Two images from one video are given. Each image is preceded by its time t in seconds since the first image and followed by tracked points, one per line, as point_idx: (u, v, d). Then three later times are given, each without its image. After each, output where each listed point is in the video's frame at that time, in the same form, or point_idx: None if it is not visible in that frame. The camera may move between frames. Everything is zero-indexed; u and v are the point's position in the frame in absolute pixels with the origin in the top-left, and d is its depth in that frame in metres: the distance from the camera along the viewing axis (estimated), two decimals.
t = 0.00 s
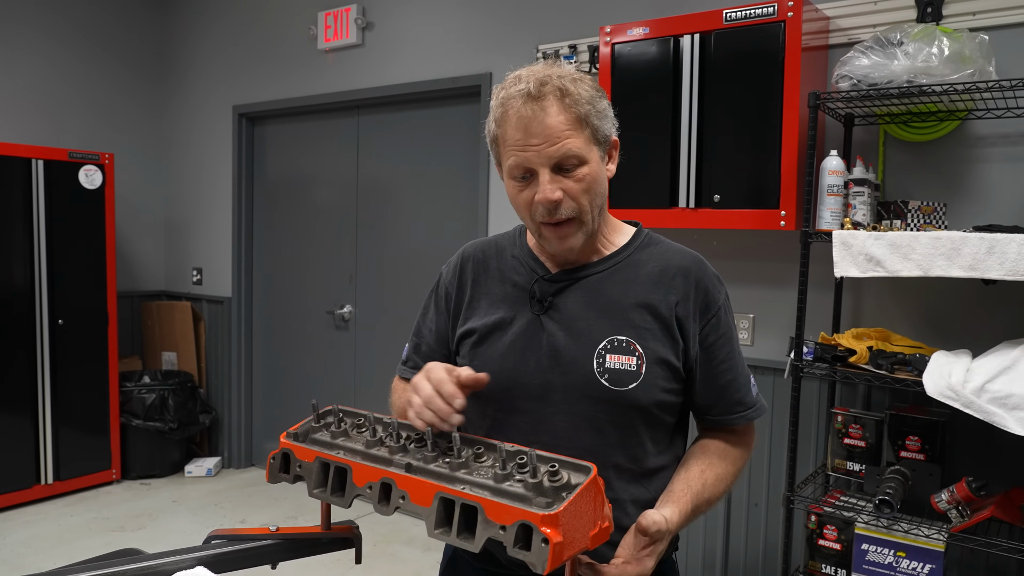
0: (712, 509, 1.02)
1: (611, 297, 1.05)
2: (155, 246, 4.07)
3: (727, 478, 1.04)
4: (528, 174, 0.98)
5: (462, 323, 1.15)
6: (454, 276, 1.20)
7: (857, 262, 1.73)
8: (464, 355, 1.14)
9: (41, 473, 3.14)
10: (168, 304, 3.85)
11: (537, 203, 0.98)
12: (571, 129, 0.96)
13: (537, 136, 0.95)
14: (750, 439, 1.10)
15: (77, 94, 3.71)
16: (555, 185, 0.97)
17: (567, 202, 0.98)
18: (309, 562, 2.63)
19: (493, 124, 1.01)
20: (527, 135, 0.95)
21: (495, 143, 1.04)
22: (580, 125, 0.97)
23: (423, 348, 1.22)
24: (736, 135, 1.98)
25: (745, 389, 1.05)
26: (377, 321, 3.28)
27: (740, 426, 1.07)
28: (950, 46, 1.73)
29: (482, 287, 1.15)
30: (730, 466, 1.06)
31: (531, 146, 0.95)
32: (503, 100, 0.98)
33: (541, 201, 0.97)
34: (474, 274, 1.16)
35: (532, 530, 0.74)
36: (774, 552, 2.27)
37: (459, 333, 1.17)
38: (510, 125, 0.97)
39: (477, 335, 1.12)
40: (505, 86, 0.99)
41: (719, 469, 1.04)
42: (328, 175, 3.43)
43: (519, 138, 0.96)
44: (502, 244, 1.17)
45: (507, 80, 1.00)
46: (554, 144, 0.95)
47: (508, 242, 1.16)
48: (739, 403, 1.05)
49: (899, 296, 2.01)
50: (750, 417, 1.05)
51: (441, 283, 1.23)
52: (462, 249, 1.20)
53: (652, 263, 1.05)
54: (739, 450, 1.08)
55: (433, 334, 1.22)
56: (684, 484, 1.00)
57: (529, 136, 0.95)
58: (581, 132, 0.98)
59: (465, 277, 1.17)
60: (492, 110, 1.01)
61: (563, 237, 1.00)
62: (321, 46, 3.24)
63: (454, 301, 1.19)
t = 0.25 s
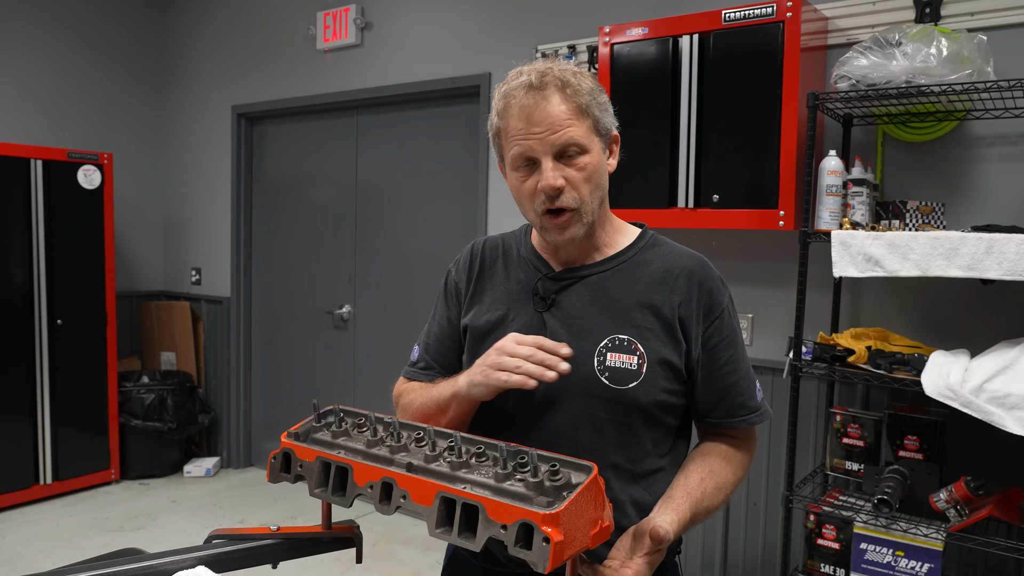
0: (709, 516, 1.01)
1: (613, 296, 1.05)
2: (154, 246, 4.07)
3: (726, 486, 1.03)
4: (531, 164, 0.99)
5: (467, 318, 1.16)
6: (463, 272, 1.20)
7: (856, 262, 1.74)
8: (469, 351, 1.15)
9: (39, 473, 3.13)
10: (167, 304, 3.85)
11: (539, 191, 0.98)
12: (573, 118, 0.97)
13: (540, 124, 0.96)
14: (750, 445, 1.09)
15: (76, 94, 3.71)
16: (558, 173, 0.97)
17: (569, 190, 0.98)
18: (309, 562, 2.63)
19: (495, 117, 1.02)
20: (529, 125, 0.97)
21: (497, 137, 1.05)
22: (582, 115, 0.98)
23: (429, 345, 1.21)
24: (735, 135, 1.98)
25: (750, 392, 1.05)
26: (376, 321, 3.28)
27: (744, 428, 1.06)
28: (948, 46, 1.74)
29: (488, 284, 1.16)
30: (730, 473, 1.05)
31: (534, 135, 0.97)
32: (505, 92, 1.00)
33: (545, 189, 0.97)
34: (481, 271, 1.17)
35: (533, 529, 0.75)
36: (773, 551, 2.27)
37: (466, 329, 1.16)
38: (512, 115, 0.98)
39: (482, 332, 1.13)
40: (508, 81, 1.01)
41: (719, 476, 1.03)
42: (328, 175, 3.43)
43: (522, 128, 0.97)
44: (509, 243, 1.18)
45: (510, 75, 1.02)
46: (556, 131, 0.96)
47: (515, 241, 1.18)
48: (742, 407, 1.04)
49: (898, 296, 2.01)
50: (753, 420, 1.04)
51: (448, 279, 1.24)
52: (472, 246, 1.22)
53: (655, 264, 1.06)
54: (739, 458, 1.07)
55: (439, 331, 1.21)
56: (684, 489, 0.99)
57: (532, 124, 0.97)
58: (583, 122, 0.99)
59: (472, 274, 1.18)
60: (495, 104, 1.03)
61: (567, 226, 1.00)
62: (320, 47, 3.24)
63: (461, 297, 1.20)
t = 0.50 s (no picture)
0: (717, 521, 1.00)
1: (618, 296, 1.05)
2: (153, 246, 4.06)
3: (735, 491, 1.02)
4: (542, 164, 1.00)
5: (473, 315, 1.16)
6: (471, 268, 1.21)
7: (856, 262, 1.74)
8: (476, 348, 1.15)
9: (38, 474, 3.13)
10: (166, 304, 3.84)
11: (550, 190, 0.99)
12: (583, 117, 0.98)
13: (551, 123, 0.97)
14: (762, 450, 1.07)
15: (74, 94, 3.70)
16: (569, 171, 0.98)
17: (580, 189, 0.99)
18: (308, 562, 2.63)
19: (503, 117, 1.02)
20: (540, 124, 0.97)
21: (505, 137, 1.05)
22: (591, 114, 0.99)
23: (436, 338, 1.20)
24: (735, 136, 1.98)
25: (757, 395, 1.04)
26: (375, 321, 3.28)
27: (750, 431, 1.05)
28: (948, 47, 1.74)
29: (495, 282, 1.16)
30: (740, 478, 1.04)
31: (546, 134, 0.97)
32: (514, 92, 1.00)
33: (557, 187, 0.98)
34: (490, 268, 1.17)
35: (534, 529, 0.75)
36: (773, 551, 2.28)
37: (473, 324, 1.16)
38: (522, 115, 0.99)
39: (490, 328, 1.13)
40: (517, 81, 1.02)
41: (726, 480, 1.03)
42: (327, 175, 3.43)
43: (534, 127, 0.98)
44: (517, 242, 1.18)
45: (518, 76, 1.03)
46: (568, 130, 0.97)
47: (524, 240, 1.18)
48: (747, 409, 1.04)
49: (897, 296, 2.02)
50: (759, 423, 1.04)
51: (456, 274, 1.23)
52: (482, 243, 1.22)
53: (660, 265, 1.06)
54: (750, 464, 1.06)
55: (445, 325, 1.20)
56: (690, 492, 0.99)
57: (543, 123, 0.97)
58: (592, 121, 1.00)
59: (481, 271, 1.18)
60: (503, 105, 1.03)
61: (578, 225, 1.00)
62: (319, 47, 3.24)
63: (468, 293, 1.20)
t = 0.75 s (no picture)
0: (714, 519, 1.01)
1: (618, 296, 1.06)
2: (151, 246, 4.06)
3: (732, 491, 1.03)
4: (542, 166, 1.00)
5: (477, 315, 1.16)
6: (478, 268, 1.21)
7: (854, 263, 1.75)
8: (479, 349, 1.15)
9: (36, 474, 3.12)
10: (164, 304, 3.84)
11: (552, 192, 0.99)
12: (582, 118, 0.98)
13: (550, 125, 0.97)
14: (762, 451, 1.08)
15: (73, 94, 3.70)
16: (571, 173, 0.98)
17: (582, 191, 0.99)
18: (307, 562, 2.63)
19: (502, 121, 1.03)
20: (540, 127, 0.98)
21: (504, 141, 1.06)
22: (590, 115, 1.00)
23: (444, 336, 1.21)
24: (733, 136, 1.99)
25: (759, 394, 1.03)
26: (374, 322, 3.29)
27: (751, 430, 1.05)
28: (945, 48, 1.75)
29: (499, 283, 1.16)
30: (738, 478, 1.04)
31: (546, 136, 0.98)
32: (513, 96, 1.01)
33: (558, 190, 0.98)
34: (494, 268, 1.18)
35: (534, 529, 0.75)
36: (771, 551, 2.28)
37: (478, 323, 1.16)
38: (521, 118, 0.99)
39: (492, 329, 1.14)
40: (515, 85, 1.02)
41: (724, 479, 1.03)
42: (325, 175, 3.43)
43: (533, 131, 0.98)
44: (521, 243, 1.19)
45: (515, 80, 1.03)
46: (568, 132, 0.97)
47: (528, 241, 1.19)
48: (749, 409, 1.03)
49: (895, 296, 2.02)
50: (760, 422, 1.03)
51: (463, 275, 1.24)
52: (489, 243, 1.23)
53: (660, 265, 1.06)
54: (749, 464, 1.06)
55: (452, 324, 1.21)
56: (686, 490, 0.99)
57: (543, 126, 0.98)
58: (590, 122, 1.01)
59: (485, 272, 1.19)
60: (501, 110, 1.04)
61: (582, 227, 1.00)
62: (318, 47, 3.24)
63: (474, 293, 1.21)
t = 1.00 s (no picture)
0: (718, 518, 1.01)
1: (619, 299, 1.06)
2: (149, 246, 4.06)
3: (736, 490, 1.03)
4: (541, 176, 1.00)
5: (477, 323, 1.17)
6: (475, 275, 1.22)
7: (852, 263, 1.75)
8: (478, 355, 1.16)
9: (35, 474, 3.12)
10: (162, 304, 3.84)
11: (551, 204, 0.99)
12: (582, 128, 0.98)
13: (550, 137, 0.97)
14: (767, 450, 1.08)
15: (71, 94, 3.69)
16: (570, 184, 0.98)
17: (581, 202, 0.99)
18: (305, 562, 2.63)
19: (501, 127, 1.02)
20: (539, 137, 0.97)
21: (504, 147, 1.05)
22: (590, 124, 0.99)
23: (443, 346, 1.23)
24: (732, 136, 1.99)
25: (761, 394, 1.04)
26: (372, 322, 3.29)
27: (755, 430, 1.06)
28: (943, 49, 1.75)
29: (498, 289, 1.17)
30: (742, 478, 1.04)
31: (545, 147, 0.97)
32: (513, 104, 1.00)
33: (557, 202, 0.98)
34: (492, 274, 1.19)
35: (533, 529, 0.75)
36: (769, 551, 2.28)
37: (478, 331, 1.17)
38: (521, 127, 0.99)
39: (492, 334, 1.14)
40: (514, 91, 1.01)
41: (728, 478, 1.03)
42: (323, 175, 3.43)
43: (532, 141, 0.98)
44: (519, 247, 1.19)
45: (515, 85, 1.02)
46: (567, 143, 0.97)
47: (527, 245, 1.19)
48: (751, 409, 1.04)
49: (893, 296, 2.02)
50: (763, 422, 1.04)
51: (460, 283, 1.25)
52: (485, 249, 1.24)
53: (662, 266, 1.06)
54: (753, 463, 1.06)
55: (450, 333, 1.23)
56: (689, 489, 1.00)
57: (542, 138, 0.97)
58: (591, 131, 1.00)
59: (483, 278, 1.19)
60: (501, 115, 1.03)
61: (579, 237, 1.01)
62: (316, 47, 3.24)
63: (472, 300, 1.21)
